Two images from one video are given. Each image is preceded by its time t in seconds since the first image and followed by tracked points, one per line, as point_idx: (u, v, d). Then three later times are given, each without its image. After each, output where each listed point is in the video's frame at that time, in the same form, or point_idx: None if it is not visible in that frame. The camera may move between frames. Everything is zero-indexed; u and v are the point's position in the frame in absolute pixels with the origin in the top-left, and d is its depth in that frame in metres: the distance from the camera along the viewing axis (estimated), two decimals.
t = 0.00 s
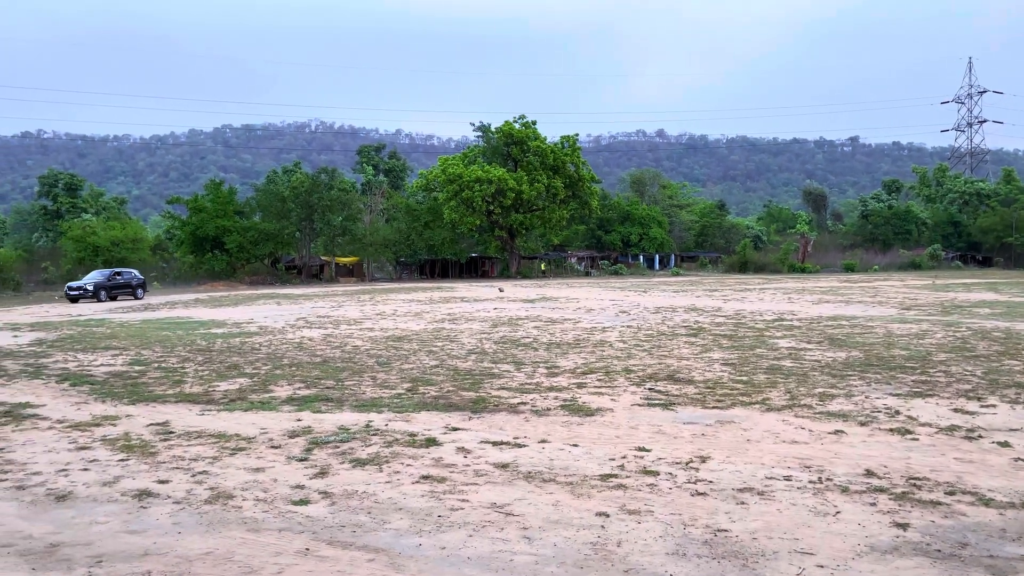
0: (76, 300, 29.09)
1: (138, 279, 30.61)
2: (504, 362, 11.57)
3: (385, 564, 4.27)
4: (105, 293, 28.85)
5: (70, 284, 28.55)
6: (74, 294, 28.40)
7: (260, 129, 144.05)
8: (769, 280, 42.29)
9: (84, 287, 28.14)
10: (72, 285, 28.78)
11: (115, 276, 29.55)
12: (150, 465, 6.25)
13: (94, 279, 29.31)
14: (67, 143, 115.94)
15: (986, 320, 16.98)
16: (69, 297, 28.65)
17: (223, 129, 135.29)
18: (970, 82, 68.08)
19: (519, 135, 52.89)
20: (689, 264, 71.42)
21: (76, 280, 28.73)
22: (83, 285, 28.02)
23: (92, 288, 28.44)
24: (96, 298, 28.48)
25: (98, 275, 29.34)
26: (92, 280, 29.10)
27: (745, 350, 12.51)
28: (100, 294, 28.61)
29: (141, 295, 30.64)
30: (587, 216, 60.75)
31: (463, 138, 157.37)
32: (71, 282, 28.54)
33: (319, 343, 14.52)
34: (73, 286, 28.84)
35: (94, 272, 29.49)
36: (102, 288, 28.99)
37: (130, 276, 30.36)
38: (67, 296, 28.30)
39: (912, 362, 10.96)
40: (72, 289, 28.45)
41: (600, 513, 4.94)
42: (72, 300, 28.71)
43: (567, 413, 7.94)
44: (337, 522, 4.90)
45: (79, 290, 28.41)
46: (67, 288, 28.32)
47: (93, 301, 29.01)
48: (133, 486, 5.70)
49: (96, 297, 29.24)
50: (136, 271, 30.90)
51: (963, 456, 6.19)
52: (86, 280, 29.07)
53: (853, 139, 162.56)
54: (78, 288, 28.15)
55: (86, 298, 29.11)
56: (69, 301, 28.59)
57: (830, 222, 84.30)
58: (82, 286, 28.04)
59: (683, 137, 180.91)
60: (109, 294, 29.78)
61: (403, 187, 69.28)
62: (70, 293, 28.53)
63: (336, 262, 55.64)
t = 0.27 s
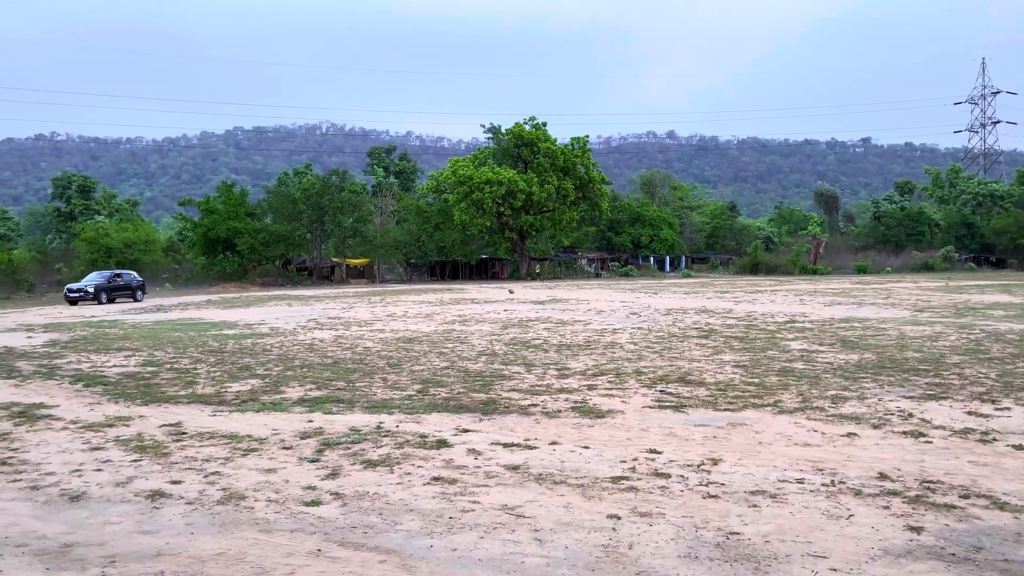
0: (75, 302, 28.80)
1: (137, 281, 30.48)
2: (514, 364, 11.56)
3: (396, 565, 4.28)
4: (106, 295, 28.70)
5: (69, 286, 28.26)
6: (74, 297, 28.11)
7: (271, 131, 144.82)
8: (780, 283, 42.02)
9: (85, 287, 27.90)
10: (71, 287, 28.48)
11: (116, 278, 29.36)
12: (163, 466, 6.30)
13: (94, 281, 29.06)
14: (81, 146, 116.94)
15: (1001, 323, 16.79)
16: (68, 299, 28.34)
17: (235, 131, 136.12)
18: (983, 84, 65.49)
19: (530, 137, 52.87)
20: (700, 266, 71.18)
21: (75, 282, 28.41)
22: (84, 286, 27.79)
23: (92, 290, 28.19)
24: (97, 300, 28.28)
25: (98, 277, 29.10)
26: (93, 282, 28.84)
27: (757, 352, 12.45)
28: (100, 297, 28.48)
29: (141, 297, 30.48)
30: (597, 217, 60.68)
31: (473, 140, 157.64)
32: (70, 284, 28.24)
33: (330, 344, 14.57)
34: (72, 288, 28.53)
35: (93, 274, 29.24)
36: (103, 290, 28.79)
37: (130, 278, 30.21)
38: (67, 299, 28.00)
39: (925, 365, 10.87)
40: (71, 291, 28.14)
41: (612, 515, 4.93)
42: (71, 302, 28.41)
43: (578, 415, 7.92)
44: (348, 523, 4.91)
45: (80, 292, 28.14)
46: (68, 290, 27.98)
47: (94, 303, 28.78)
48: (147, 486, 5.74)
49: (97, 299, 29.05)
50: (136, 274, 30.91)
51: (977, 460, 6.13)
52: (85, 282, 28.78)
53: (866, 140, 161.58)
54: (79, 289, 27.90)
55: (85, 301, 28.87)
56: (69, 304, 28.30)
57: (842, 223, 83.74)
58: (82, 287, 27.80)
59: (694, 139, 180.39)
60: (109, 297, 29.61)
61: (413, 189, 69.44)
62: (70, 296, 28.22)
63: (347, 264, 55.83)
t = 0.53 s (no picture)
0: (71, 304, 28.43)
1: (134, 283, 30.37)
2: (523, 365, 11.57)
3: (407, 566, 4.29)
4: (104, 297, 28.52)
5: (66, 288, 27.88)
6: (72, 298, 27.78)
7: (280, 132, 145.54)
8: (790, 284, 41.88)
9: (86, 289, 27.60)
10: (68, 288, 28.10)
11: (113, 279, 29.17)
12: (174, 466, 6.33)
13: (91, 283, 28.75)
14: (92, 147, 117.75)
15: (1013, 325, 16.70)
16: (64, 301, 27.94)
17: (245, 132, 136.91)
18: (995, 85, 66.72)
19: (539, 138, 52.91)
20: (709, 267, 71.05)
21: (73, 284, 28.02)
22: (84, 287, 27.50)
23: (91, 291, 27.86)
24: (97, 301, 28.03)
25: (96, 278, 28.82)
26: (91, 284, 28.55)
27: (767, 354, 12.41)
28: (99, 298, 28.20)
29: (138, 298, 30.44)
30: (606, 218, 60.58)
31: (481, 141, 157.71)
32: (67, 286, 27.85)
33: (340, 344, 14.63)
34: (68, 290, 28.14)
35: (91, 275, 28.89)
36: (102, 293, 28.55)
37: (127, 280, 30.09)
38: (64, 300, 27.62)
39: (936, 366, 10.82)
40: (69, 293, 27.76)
41: (622, 516, 4.93)
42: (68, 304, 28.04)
43: (587, 416, 7.92)
44: (359, 524, 4.93)
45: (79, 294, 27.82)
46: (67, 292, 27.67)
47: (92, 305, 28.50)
48: (159, 486, 5.78)
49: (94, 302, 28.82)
50: (134, 274, 30.98)
51: (989, 462, 6.11)
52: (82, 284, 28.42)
53: (876, 140, 160.70)
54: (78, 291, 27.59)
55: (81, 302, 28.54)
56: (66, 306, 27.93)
57: (852, 224, 83.45)
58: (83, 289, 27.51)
59: (703, 140, 180.08)
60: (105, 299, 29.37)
61: (422, 190, 69.60)
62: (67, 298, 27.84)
63: (356, 265, 55.98)
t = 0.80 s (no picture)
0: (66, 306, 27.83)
1: (130, 286, 30.06)
2: (531, 366, 11.57)
3: (416, 567, 4.30)
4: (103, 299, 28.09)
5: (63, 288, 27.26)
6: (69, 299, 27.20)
7: (288, 133, 146.00)
8: (799, 285, 41.71)
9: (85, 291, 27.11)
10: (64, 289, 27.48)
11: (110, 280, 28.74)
12: (183, 466, 6.37)
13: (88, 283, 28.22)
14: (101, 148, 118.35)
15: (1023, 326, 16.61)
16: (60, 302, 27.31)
17: (253, 133, 137.50)
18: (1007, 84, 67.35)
19: (546, 138, 52.90)
20: (717, 268, 70.91)
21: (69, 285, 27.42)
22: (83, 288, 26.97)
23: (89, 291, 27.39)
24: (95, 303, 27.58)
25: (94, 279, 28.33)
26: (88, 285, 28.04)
27: (775, 355, 12.37)
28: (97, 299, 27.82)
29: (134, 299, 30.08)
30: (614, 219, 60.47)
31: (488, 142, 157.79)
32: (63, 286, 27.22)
33: (348, 345, 14.66)
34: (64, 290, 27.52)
35: (86, 275, 28.33)
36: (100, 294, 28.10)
37: (123, 282, 29.75)
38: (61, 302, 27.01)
39: (946, 368, 10.77)
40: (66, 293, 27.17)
41: (631, 518, 4.93)
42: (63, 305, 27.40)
43: (595, 417, 7.92)
44: (368, 524, 4.95)
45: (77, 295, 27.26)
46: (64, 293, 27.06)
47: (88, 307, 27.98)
48: (168, 486, 5.80)
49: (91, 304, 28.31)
50: (129, 275, 30.75)
51: (1000, 464, 6.08)
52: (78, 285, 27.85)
53: (885, 141, 159.93)
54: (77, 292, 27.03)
55: (76, 304, 27.96)
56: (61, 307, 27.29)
57: (861, 225, 83.15)
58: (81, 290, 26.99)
59: (710, 141, 179.73)
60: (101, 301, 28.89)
61: (430, 191, 69.70)
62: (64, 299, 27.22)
63: (363, 266, 56.09)
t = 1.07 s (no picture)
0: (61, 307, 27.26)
1: (126, 286, 29.54)
2: (538, 366, 11.60)
3: (425, 565, 4.32)
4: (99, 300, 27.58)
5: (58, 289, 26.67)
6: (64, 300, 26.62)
7: (295, 133, 146.47)
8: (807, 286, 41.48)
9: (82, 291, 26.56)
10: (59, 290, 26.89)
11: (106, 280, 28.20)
12: (193, 465, 6.40)
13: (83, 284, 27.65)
14: (109, 149, 119.01)
15: None
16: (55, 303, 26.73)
17: (260, 134, 138.02)
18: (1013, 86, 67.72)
19: (553, 139, 52.90)
20: (724, 269, 70.76)
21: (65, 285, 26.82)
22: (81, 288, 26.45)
23: (86, 293, 26.83)
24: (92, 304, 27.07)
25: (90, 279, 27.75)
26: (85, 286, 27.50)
27: (782, 356, 12.35)
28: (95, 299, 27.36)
29: (130, 300, 29.57)
30: (620, 220, 60.37)
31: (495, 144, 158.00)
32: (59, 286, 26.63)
33: (355, 345, 14.71)
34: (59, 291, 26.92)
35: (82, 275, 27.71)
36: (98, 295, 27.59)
37: (119, 283, 29.24)
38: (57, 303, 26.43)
39: (955, 369, 10.73)
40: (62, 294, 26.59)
41: (639, 517, 4.95)
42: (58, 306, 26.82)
43: (602, 417, 7.94)
44: (376, 523, 4.97)
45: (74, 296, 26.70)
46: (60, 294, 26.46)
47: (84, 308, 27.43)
48: (177, 485, 5.84)
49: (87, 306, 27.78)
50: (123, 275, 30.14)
51: (1009, 465, 6.06)
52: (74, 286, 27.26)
53: (893, 141, 159.29)
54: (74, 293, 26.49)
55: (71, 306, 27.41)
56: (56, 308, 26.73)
57: (868, 226, 82.89)
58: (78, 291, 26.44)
59: (717, 141, 179.40)
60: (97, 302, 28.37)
61: (436, 192, 69.87)
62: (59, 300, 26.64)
63: (370, 266, 56.21)
